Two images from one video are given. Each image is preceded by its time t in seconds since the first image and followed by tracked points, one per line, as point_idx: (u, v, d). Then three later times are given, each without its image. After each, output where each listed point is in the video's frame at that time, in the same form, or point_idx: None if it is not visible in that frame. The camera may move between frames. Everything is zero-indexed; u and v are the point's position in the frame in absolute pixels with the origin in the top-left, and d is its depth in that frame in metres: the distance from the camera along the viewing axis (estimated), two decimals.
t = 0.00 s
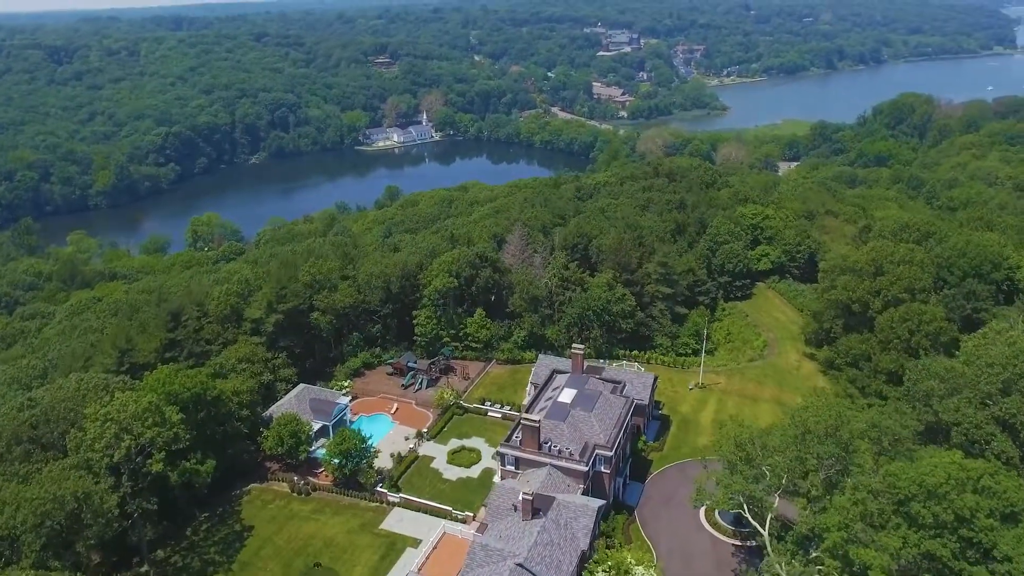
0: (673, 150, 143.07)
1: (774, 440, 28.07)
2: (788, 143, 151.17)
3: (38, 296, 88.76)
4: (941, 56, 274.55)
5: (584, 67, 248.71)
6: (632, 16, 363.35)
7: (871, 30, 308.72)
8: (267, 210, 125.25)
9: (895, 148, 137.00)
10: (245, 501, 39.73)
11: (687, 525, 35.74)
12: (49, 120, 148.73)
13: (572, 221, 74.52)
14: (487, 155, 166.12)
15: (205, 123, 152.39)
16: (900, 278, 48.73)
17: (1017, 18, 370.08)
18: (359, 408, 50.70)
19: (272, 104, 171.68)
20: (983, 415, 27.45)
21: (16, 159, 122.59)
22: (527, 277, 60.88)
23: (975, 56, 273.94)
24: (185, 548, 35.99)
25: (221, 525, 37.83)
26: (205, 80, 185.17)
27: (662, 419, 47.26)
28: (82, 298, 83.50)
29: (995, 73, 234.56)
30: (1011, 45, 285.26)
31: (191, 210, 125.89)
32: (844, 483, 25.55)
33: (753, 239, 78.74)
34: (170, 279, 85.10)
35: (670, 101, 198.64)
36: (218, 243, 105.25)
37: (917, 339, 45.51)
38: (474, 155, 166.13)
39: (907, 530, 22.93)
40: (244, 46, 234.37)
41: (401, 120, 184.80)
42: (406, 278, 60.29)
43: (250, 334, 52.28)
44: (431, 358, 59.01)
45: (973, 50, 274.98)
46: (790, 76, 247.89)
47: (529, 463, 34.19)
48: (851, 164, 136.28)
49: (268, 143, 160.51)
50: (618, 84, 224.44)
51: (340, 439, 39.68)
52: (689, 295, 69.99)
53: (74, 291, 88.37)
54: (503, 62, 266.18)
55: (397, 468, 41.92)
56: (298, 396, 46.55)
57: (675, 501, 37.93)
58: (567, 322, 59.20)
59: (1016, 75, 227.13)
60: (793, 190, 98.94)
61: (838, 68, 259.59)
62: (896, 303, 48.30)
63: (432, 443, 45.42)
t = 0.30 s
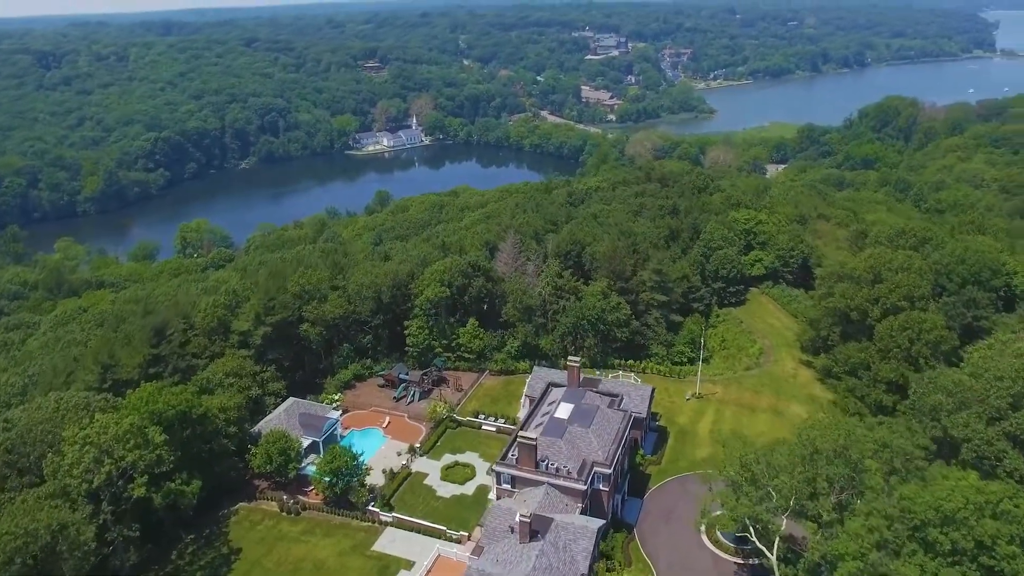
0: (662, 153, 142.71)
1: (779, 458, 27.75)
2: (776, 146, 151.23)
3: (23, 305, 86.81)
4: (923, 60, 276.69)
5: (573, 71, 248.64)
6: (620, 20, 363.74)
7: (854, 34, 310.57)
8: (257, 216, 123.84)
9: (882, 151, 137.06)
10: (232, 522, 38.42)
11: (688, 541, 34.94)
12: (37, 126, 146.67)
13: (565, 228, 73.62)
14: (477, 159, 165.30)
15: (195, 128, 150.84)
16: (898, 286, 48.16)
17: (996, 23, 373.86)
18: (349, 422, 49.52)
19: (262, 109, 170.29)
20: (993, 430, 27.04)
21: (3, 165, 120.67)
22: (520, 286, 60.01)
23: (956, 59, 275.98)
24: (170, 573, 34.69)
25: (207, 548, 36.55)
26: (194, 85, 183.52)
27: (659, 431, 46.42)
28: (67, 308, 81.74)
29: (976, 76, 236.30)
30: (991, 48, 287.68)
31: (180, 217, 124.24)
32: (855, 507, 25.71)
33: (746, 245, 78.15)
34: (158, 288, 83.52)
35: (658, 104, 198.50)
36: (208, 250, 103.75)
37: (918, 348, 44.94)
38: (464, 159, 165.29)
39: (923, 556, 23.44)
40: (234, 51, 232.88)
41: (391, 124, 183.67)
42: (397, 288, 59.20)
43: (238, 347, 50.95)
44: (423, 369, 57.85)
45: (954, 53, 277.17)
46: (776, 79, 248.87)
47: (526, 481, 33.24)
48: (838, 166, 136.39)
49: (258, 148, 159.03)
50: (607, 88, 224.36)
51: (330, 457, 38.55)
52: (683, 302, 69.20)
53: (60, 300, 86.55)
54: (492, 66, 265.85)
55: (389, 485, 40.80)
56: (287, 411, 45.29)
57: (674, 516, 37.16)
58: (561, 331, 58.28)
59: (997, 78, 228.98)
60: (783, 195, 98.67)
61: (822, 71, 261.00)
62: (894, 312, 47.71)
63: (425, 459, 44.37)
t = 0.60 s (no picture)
0: (645, 159, 142.60)
1: (782, 479, 27.74)
2: (757, 151, 151.79)
3: (1, 319, 84.37)
4: (898, 65, 280.26)
5: (556, 77, 248.99)
6: (601, 27, 365.44)
7: (831, 40, 314.30)
8: (241, 225, 122.11)
9: (862, 155, 137.67)
10: (215, 550, 37.00)
11: (686, 564, 34.11)
12: (18, 135, 144.11)
13: (553, 238, 72.78)
14: (462, 166, 164.52)
15: (179, 136, 148.96)
16: (891, 295, 47.72)
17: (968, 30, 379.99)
18: (336, 441, 48.20)
19: (246, 116, 168.54)
20: (1000, 448, 27.15)
21: None
22: (509, 298, 59.05)
23: (929, 65, 279.52)
24: None
25: None
26: (178, 94, 181.53)
27: (653, 446, 45.53)
28: (47, 322, 79.62)
29: (948, 81, 239.17)
30: (962, 53, 292.29)
31: (163, 226, 122.16)
32: (861, 532, 25.67)
33: (735, 252, 77.67)
34: (142, 300, 81.72)
35: (640, 109, 198.74)
36: (192, 260, 102.00)
37: (913, 359, 44.51)
38: (449, 166, 164.46)
39: None
40: (217, 59, 231.02)
41: (376, 131, 182.51)
42: (384, 301, 58.05)
43: (221, 365, 49.45)
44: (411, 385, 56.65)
45: (928, 58, 281.30)
46: (756, 85, 250.68)
47: (519, 505, 32.15)
48: (820, 171, 136.96)
49: (243, 156, 157.26)
50: (590, 94, 224.85)
51: (317, 480, 37.32)
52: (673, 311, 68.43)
53: (41, 313, 84.33)
54: (476, 73, 265.81)
55: (378, 508, 39.61)
56: (272, 431, 43.91)
57: (671, 537, 36.35)
58: (551, 344, 57.34)
59: (970, 83, 232.44)
60: (769, 201, 98.63)
61: (801, 77, 263.43)
62: (888, 322, 47.29)
63: (415, 479, 43.20)
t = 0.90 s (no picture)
0: (629, 169, 142.44)
1: (788, 504, 27.09)
2: (739, 159, 152.39)
3: None
4: (873, 75, 284.05)
5: (539, 87, 249.46)
6: (582, 37, 367.66)
7: (807, 50, 317.93)
8: (225, 237, 120.37)
9: (842, 163, 138.36)
10: None
11: None
12: None
13: (541, 251, 72.01)
14: (446, 176, 163.75)
15: (162, 148, 147.02)
16: (885, 308, 47.33)
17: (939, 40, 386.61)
18: (322, 464, 46.87)
19: (230, 127, 166.91)
20: (1012, 471, 27.28)
21: None
22: (498, 313, 58.11)
23: (903, 74, 283.56)
24: None
25: None
26: (161, 106, 179.60)
27: (648, 465, 44.68)
28: (26, 340, 77.55)
29: (921, 90, 242.18)
30: (934, 63, 296.70)
31: (146, 239, 120.13)
32: (875, 563, 25.00)
33: (723, 262, 77.21)
34: (124, 317, 79.85)
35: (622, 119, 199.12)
36: (176, 273, 100.17)
37: (909, 373, 44.06)
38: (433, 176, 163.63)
39: None
40: (201, 70, 229.29)
41: (360, 142, 181.47)
42: (370, 318, 56.91)
43: (203, 387, 47.96)
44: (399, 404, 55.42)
45: (902, 68, 285.18)
46: (735, 94, 252.61)
47: (514, 533, 31.03)
48: (802, 179, 137.53)
49: (227, 167, 155.54)
50: (572, 104, 225.28)
51: (304, 508, 36.06)
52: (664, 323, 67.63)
53: (20, 330, 82.12)
54: (459, 84, 265.88)
55: (367, 536, 38.49)
56: (256, 455, 42.52)
57: (669, 561, 35.59)
58: (542, 360, 56.32)
59: (942, 91, 235.71)
60: (754, 211, 98.64)
61: (779, 86, 265.98)
62: (882, 335, 46.87)
63: (404, 503, 42.08)
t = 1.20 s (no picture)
0: (616, 179, 142.34)
1: (799, 535, 26.34)
2: (724, 170, 153.01)
3: None
4: (852, 85, 287.36)
5: (525, 99, 249.96)
6: (567, 49, 369.59)
7: (788, 61, 320.89)
8: (213, 250, 118.79)
9: (826, 173, 138.97)
10: None
11: None
12: None
13: (532, 265, 71.15)
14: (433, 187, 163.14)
15: (148, 161, 145.36)
16: (883, 322, 46.74)
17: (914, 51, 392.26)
18: (312, 488, 45.56)
19: (218, 140, 165.46)
20: None
21: None
22: (490, 329, 57.08)
23: (881, 85, 286.98)
24: None
25: None
26: (147, 119, 177.95)
27: (646, 486, 43.76)
28: (8, 357, 75.54)
29: (900, 100, 245.03)
30: (911, 73, 300.36)
31: (133, 253, 118.34)
32: None
33: (715, 274, 76.65)
34: (109, 334, 78.13)
35: (608, 130, 199.58)
36: (163, 288, 98.38)
37: (910, 388, 43.46)
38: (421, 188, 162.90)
39: None
40: (187, 83, 227.87)
41: (348, 154, 180.49)
42: (360, 337, 55.68)
43: (190, 411, 46.52)
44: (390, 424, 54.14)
45: (880, 79, 288.61)
46: (718, 104, 254.24)
47: (512, 562, 30.06)
48: (787, 189, 137.98)
49: (214, 180, 154.02)
50: (558, 115, 225.69)
51: (293, 537, 34.82)
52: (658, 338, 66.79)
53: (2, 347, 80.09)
54: (445, 96, 266.01)
55: (359, 565, 37.32)
56: (243, 481, 41.22)
57: None
58: (536, 377, 55.34)
59: (919, 101, 238.66)
60: (743, 222, 98.50)
61: (760, 96, 268.13)
62: (881, 350, 46.27)
63: (398, 531, 40.94)
